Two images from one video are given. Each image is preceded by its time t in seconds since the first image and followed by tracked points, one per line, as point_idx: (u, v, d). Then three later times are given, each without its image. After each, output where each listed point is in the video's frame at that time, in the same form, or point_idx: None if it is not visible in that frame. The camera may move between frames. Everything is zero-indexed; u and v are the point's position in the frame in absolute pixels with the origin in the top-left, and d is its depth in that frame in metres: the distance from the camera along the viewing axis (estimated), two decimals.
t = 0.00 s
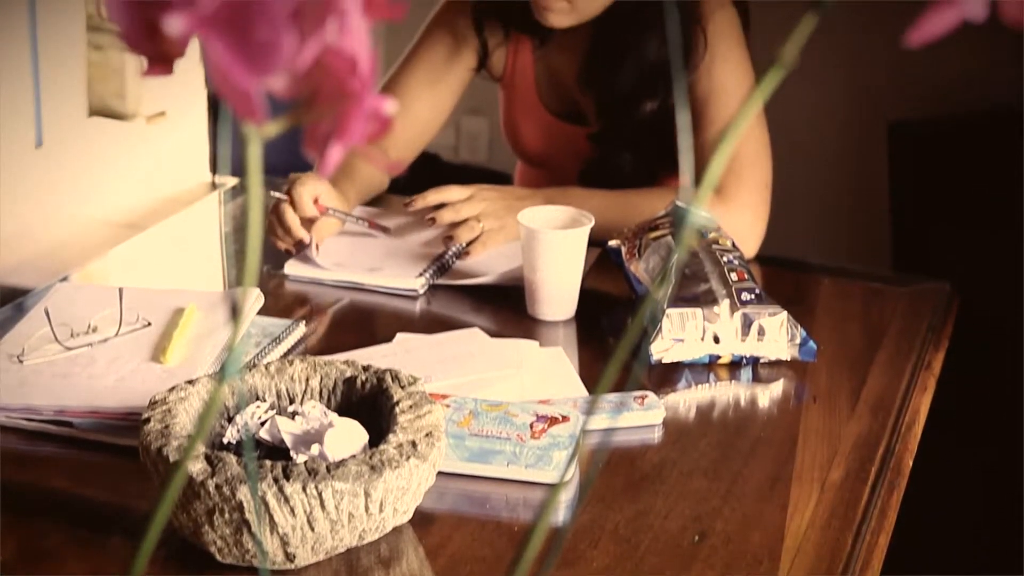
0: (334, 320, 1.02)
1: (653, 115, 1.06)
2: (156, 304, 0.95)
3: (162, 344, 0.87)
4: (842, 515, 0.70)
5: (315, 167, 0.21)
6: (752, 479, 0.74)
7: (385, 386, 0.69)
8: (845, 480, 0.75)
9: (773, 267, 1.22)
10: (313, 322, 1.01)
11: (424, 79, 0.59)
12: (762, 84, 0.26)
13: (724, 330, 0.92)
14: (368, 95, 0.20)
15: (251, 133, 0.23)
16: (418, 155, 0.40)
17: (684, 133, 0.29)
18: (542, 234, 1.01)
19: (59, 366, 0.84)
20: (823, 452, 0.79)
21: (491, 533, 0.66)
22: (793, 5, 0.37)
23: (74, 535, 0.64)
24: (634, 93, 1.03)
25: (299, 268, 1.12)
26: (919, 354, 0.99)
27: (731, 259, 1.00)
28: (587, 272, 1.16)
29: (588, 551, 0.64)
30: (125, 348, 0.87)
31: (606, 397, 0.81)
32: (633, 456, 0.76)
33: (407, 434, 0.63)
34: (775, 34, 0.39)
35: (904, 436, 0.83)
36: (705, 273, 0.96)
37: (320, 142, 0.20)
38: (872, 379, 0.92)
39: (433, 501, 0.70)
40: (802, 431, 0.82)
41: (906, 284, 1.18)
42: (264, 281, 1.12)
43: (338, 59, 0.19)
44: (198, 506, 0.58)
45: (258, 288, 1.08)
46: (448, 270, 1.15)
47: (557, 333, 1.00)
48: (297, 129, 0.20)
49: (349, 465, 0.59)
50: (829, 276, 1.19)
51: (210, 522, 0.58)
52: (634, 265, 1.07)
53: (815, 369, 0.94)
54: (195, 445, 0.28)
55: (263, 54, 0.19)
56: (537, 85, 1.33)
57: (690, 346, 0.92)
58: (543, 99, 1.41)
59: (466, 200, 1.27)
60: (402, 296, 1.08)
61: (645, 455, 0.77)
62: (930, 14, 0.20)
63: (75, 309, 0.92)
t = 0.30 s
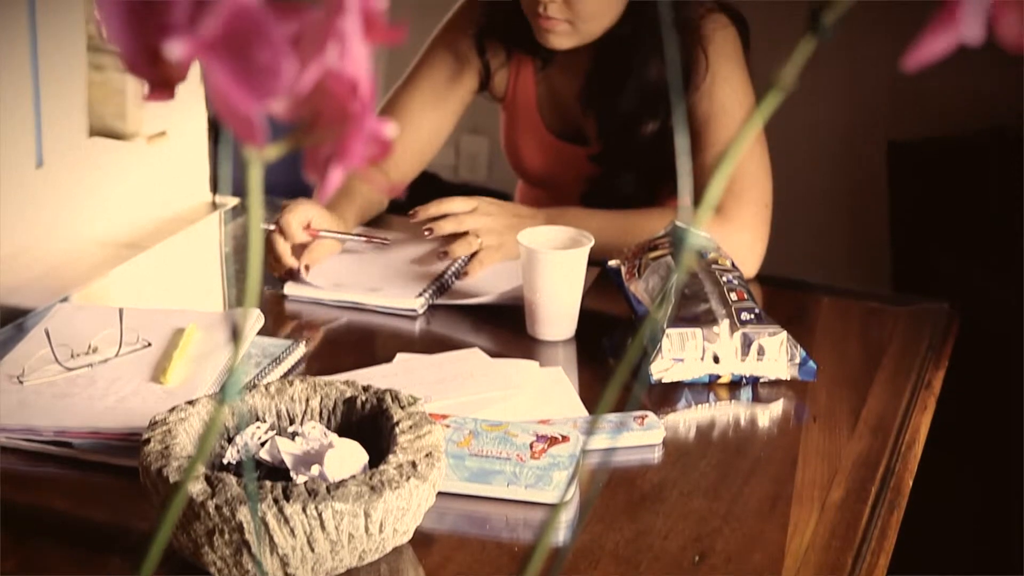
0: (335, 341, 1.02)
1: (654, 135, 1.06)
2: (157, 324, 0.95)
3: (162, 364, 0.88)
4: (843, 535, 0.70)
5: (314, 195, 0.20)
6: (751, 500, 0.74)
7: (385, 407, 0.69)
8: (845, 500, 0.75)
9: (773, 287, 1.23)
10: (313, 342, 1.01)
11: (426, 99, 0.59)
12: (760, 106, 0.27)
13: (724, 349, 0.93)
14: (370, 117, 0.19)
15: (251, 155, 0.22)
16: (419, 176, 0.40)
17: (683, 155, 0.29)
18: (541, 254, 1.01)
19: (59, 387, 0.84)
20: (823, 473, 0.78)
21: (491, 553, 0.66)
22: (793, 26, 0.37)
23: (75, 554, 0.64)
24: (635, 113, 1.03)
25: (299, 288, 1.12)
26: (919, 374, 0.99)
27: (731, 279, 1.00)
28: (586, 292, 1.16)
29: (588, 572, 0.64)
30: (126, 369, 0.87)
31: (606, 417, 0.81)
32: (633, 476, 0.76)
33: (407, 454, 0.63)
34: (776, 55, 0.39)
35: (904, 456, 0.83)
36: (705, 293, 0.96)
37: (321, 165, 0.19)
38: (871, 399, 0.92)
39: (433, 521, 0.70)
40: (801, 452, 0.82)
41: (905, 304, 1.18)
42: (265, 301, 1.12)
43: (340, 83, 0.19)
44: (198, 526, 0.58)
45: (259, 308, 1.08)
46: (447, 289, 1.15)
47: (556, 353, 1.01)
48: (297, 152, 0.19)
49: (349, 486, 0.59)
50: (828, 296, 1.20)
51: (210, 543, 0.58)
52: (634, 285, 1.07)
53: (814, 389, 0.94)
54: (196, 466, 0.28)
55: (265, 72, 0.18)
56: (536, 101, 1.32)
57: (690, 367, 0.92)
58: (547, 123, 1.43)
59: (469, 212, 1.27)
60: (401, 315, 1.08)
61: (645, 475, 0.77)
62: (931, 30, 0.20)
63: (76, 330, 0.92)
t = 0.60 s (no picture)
0: (335, 354, 1.02)
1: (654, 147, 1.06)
2: (157, 337, 0.95)
3: (161, 380, 0.88)
4: (843, 547, 0.70)
5: (316, 205, 0.29)
6: (751, 512, 0.74)
7: (385, 420, 0.69)
8: (845, 513, 0.75)
9: (773, 301, 1.22)
10: (313, 356, 1.01)
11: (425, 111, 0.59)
12: (759, 122, 0.27)
13: (723, 362, 0.93)
14: (363, 135, 0.28)
15: (259, 171, 0.27)
16: (418, 187, 0.40)
17: (683, 169, 0.30)
18: (541, 266, 1.01)
19: (59, 400, 0.84)
20: (823, 487, 0.78)
21: (491, 567, 0.66)
22: (788, 37, 0.37)
23: (75, 567, 0.64)
24: (634, 125, 1.03)
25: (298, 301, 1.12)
26: (919, 386, 0.99)
27: (731, 291, 0.99)
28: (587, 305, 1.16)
29: None
30: (126, 384, 0.87)
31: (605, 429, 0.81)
32: (633, 489, 0.76)
33: (407, 467, 0.63)
34: (772, 66, 0.40)
35: (904, 468, 0.83)
36: (705, 306, 0.95)
37: (321, 177, 0.28)
38: (871, 411, 0.92)
39: (433, 534, 0.70)
40: (801, 465, 0.81)
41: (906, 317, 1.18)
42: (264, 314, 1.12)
43: (337, 96, 0.28)
44: (197, 539, 0.58)
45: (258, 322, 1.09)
46: (446, 302, 1.15)
47: (556, 366, 1.01)
48: (297, 164, 0.28)
49: (349, 499, 0.59)
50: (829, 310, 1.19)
51: (210, 556, 0.58)
52: (633, 297, 1.07)
53: (815, 402, 0.94)
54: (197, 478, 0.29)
55: (269, 92, 0.26)
56: (539, 109, 1.28)
57: (690, 379, 0.92)
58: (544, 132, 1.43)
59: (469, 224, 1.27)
60: (400, 329, 1.09)
61: (645, 488, 0.77)
62: (933, 41, 0.25)
63: (76, 344, 0.93)
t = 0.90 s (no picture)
0: (335, 371, 1.02)
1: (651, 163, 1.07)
2: (158, 353, 0.95)
3: (162, 395, 0.88)
4: (843, 564, 0.70)
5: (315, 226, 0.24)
6: (751, 529, 0.74)
7: (385, 437, 0.69)
8: (845, 529, 0.75)
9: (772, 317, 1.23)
10: (313, 372, 1.01)
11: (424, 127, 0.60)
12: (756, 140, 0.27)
13: (722, 378, 0.93)
14: (365, 152, 0.23)
15: (254, 190, 0.24)
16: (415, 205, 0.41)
17: (682, 186, 0.30)
18: (541, 282, 1.01)
19: (59, 417, 0.84)
20: (823, 503, 0.78)
21: None
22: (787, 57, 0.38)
23: None
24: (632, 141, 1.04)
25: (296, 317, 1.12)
26: (918, 402, 0.99)
27: (731, 307, 0.99)
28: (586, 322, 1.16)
29: None
30: (126, 399, 0.87)
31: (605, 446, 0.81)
32: (634, 506, 0.76)
33: (407, 484, 0.64)
34: (770, 85, 0.40)
35: (905, 485, 0.83)
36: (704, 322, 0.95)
37: (321, 197, 0.23)
38: (871, 427, 0.93)
39: (432, 551, 0.70)
40: (801, 481, 0.82)
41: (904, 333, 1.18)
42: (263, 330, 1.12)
43: (338, 113, 0.23)
44: (197, 556, 0.58)
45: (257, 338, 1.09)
46: (444, 318, 1.16)
47: (556, 382, 1.01)
48: (298, 183, 0.23)
49: (349, 515, 0.59)
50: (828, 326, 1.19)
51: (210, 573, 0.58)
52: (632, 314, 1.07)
53: (814, 418, 0.94)
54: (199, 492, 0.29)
55: (268, 112, 0.22)
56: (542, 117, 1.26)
57: (690, 396, 0.92)
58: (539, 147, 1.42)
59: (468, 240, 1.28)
60: (398, 345, 1.09)
61: (645, 504, 0.77)
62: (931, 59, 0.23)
63: (77, 362, 0.92)
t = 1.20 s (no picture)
0: (335, 381, 1.02)
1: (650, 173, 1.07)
2: (159, 364, 0.94)
3: (163, 406, 0.87)
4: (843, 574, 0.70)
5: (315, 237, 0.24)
6: (751, 539, 0.74)
7: (385, 448, 0.69)
8: (845, 539, 0.75)
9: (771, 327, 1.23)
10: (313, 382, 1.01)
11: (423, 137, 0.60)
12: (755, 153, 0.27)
13: (722, 388, 0.93)
14: (366, 165, 0.23)
15: (255, 202, 0.24)
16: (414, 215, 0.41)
17: (681, 198, 0.30)
18: (541, 293, 1.02)
19: (60, 427, 0.84)
20: (823, 513, 0.78)
21: None
22: (785, 67, 0.38)
23: None
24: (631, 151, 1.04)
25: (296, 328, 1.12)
26: (918, 413, 0.99)
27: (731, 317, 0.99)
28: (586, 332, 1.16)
29: None
30: (126, 409, 0.87)
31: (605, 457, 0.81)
32: (634, 516, 0.76)
33: (406, 495, 0.64)
34: (769, 95, 0.40)
35: (904, 495, 0.83)
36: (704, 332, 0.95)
37: (322, 210, 0.23)
38: (871, 437, 0.93)
39: (432, 562, 0.70)
40: (801, 491, 0.81)
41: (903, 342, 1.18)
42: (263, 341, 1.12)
43: (338, 125, 0.23)
44: (197, 568, 0.58)
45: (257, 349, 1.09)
46: (445, 329, 1.16)
47: (556, 393, 1.01)
48: (298, 196, 0.23)
49: (349, 526, 0.59)
50: (828, 336, 1.19)
51: None
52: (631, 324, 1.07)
53: (814, 428, 0.94)
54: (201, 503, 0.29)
55: (269, 124, 0.22)
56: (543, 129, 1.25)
57: (690, 406, 0.92)
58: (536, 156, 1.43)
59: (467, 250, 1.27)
60: (398, 355, 1.09)
61: (646, 515, 0.77)
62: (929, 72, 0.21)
63: (78, 372, 0.92)
